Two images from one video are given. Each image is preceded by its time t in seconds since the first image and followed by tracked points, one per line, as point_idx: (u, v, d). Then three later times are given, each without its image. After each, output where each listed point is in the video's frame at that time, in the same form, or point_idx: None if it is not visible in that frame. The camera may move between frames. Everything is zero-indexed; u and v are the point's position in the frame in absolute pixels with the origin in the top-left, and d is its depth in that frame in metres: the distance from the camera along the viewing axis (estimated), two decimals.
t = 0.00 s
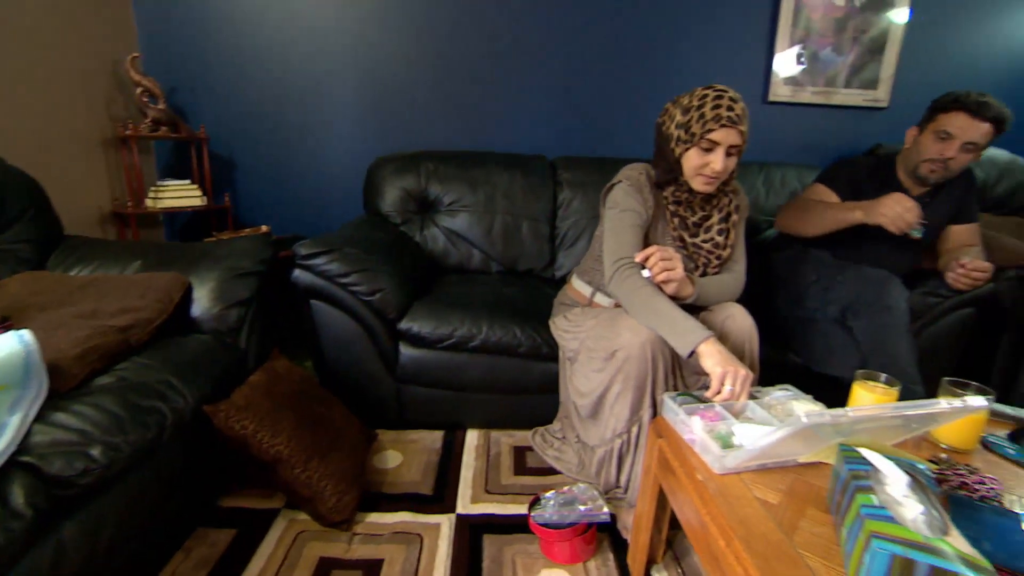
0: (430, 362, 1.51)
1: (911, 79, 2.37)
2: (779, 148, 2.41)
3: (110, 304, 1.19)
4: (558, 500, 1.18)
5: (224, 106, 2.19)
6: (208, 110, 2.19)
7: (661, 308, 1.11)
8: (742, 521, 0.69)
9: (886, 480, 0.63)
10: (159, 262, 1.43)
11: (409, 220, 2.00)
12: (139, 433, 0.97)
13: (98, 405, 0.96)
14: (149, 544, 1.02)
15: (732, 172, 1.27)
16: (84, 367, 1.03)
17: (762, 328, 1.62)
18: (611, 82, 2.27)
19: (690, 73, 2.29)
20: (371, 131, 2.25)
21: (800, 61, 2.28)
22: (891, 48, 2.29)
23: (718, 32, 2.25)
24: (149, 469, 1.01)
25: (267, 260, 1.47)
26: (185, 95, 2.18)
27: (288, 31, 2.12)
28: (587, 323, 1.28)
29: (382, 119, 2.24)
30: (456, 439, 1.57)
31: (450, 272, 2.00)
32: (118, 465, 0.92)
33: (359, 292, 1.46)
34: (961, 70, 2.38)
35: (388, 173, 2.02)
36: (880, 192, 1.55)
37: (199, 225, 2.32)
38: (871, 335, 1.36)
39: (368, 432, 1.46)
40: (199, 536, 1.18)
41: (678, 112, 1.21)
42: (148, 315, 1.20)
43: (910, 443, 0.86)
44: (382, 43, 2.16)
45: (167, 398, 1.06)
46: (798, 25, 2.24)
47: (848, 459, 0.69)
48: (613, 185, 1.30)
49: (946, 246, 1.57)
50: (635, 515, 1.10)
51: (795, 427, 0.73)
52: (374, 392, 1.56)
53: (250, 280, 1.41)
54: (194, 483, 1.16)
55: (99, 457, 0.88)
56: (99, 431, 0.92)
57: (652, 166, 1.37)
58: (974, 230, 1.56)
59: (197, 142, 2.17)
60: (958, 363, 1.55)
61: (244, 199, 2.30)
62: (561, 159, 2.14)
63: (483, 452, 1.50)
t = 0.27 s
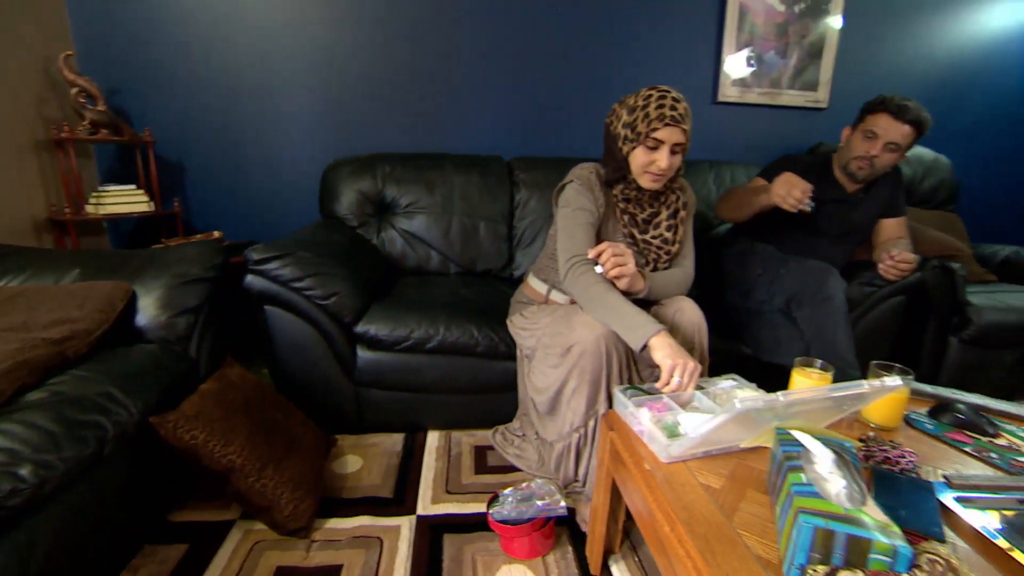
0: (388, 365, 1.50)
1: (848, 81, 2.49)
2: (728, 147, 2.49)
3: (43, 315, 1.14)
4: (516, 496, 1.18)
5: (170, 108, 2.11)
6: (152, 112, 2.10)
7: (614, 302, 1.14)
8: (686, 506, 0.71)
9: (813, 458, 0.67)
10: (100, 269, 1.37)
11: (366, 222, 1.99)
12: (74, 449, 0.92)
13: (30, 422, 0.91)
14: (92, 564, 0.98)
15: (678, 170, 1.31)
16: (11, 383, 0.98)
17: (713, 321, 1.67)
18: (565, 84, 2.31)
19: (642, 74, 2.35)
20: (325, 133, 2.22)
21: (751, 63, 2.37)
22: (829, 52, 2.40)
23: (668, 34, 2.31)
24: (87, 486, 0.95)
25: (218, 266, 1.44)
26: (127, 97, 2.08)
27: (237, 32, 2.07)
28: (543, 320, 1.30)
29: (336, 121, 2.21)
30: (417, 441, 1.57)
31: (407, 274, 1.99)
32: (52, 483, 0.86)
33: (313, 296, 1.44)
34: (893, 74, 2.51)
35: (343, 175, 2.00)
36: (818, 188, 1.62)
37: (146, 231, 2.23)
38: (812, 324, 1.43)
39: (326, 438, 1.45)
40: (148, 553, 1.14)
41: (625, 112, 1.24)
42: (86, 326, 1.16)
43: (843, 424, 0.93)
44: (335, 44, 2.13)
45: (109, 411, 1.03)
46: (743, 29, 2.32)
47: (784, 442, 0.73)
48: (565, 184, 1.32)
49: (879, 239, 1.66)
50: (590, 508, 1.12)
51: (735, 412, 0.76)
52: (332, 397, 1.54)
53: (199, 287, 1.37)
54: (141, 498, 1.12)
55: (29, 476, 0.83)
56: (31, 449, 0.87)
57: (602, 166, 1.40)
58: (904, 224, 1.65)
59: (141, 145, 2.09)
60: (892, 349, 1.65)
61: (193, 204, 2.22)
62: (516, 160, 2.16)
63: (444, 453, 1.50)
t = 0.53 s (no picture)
0: (346, 369, 1.48)
1: (793, 82, 2.59)
2: (681, 146, 2.55)
3: None
4: (476, 496, 1.18)
5: (111, 109, 2.01)
6: (92, 114, 2.00)
7: (567, 298, 1.14)
8: (636, 497, 0.73)
9: (755, 444, 0.69)
10: (33, 278, 1.29)
11: (323, 226, 1.96)
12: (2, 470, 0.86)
13: None
14: None
15: (627, 168, 1.34)
16: None
17: (670, 316, 1.70)
18: (522, 85, 2.34)
19: (598, 75, 2.39)
20: (278, 135, 2.17)
21: (705, 65, 2.44)
22: (775, 54, 2.49)
23: (623, 35, 2.36)
24: (20, 507, 0.89)
25: (167, 273, 1.41)
26: (63, 97, 1.97)
27: (184, 30, 2.00)
28: (500, 320, 1.31)
29: (290, 123, 2.17)
30: (379, 445, 1.55)
31: (367, 277, 1.97)
32: None
33: (267, 302, 1.41)
34: (835, 75, 2.63)
35: (298, 178, 1.96)
36: (765, 186, 1.68)
37: (89, 239, 2.13)
38: (762, 316, 1.48)
39: (284, 446, 1.42)
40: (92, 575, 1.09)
41: (574, 112, 1.26)
42: (15, 340, 1.10)
43: (788, 410, 0.97)
44: (287, 44, 2.09)
45: (42, 428, 0.98)
46: (695, 31, 2.39)
47: (728, 431, 0.75)
48: (515, 187, 1.32)
49: (822, 233, 1.73)
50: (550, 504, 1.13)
51: (680, 404, 0.78)
52: (290, 403, 1.51)
53: (145, 295, 1.33)
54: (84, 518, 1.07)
55: None
56: None
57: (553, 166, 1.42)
58: (846, 218, 1.72)
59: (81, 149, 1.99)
60: (837, 339, 1.72)
61: (140, 209, 2.13)
62: (475, 161, 2.16)
63: (406, 456, 1.49)
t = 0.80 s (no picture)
0: (311, 374, 1.46)
1: (751, 83, 2.65)
2: (644, 146, 2.59)
3: None
4: (442, 498, 1.18)
5: (57, 108, 1.91)
6: (35, 113, 1.89)
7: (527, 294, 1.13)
8: (595, 492, 0.73)
9: (708, 436, 0.71)
10: None
11: (285, 229, 1.92)
12: None
13: None
14: None
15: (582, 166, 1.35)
16: None
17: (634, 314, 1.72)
18: (486, 86, 2.34)
19: (562, 76, 2.40)
20: (238, 137, 2.12)
21: (669, 66, 2.49)
22: (734, 55, 2.55)
23: (586, 37, 2.38)
24: None
25: (118, 279, 1.38)
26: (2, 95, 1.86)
27: (136, 27, 1.92)
28: (465, 320, 1.31)
29: (250, 124, 2.12)
30: (345, 450, 1.54)
31: (331, 281, 1.95)
32: None
33: (226, 307, 1.38)
34: (792, 76, 2.70)
35: (260, 181, 1.92)
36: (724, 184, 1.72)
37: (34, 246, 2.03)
38: (724, 311, 1.51)
39: (247, 454, 1.39)
40: None
41: (528, 111, 1.27)
42: None
43: (746, 403, 0.99)
44: (246, 43, 2.04)
45: None
46: (656, 33, 2.43)
47: (683, 425, 0.77)
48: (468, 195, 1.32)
49: (781, 230, 1.77)
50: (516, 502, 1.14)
51: (635, 400, 0.80)
52: (253, 410, 1.48)
53: (96, 304, 1.29)
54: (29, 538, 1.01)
55: None
56: None
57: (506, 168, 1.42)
58: (802, 215, 1.77)
59: (24, 151, 1.89)
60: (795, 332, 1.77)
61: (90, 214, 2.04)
62: (439, 162, 2.16)
63: (372, 460, 1.48)
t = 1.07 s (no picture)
0: (286, 379, 1.44)
1: (725, 83, 2.70)
2: (621, 146, 2.61)
3: None
4: (420, 500, 1.18)
5: (20, 110, 1.86)
6: None
7: (504, 294, 1.15)
8: (569, 490, 0.74)
9: (678, 432, 0.72)
10: None
11: (260, 233, 1.89)
12: None
13: None
14: None
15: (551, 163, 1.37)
16: None
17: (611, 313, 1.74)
18: (462, 86, 2.34)
19: (538, 77, 2.41)
20: (210, 139, 2.09)
21: (644, 67, 2.51)
22: (707, 56, 2.59)
23: (561, 37, 2.40)
24: None
25: (82, 286, 1.35)
26: None
27: (102, 25, 1.88)
28: (442, 322, 1.31)
29: (222, 126, 2.09)
30: (323, 454, 1.52)
31: (307, 284, 1.93)
32: None
33: (198, 313, 1.35)
34: (764, 77, 2.75)
35: (233, 184, 1.90)
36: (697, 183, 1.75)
37: None
38: (698, 308, 1.53)
39: (221, 462, 1.37)
40: None
41: (498, 111, 1.26)
42: None
43: (718, 398, 1.01)
44: (218, 44, 2.02)
45: None
46: (631, 34, 2.45)
47: (654, 422, 0.78)
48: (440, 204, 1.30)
49: (753, 228, 1.80)
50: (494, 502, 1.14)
51: (603, 397, 0.81)
52: (227, 416, 1.46)
53: (60, 310, 1.25)
54: None
55: None
56: None
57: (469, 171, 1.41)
58: (773, 213, 1.80)
59: None
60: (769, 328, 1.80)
61: (57, 220, 1.99)
62: (416, 164, 2.15)
63: (350, 464, 1.47)
